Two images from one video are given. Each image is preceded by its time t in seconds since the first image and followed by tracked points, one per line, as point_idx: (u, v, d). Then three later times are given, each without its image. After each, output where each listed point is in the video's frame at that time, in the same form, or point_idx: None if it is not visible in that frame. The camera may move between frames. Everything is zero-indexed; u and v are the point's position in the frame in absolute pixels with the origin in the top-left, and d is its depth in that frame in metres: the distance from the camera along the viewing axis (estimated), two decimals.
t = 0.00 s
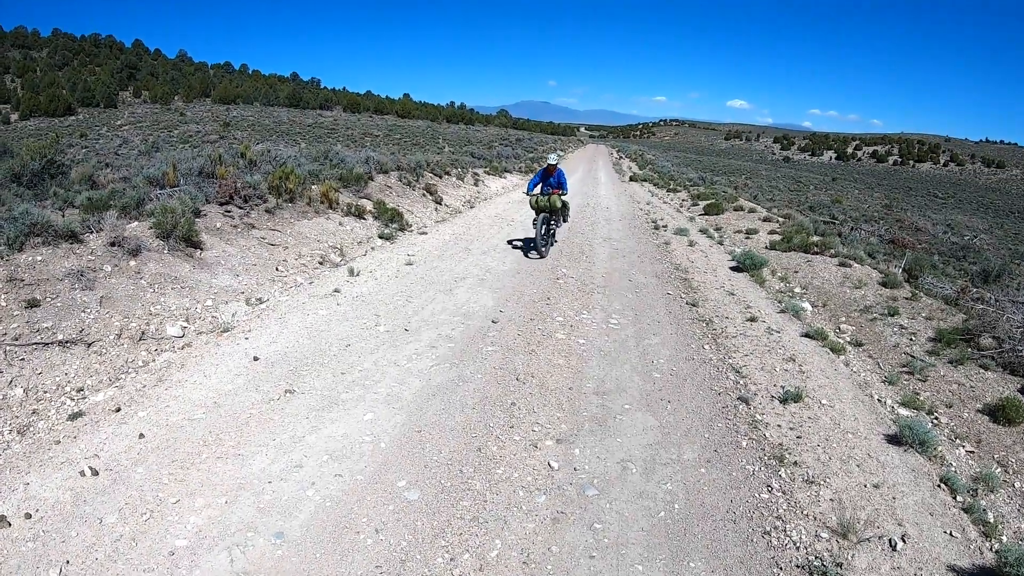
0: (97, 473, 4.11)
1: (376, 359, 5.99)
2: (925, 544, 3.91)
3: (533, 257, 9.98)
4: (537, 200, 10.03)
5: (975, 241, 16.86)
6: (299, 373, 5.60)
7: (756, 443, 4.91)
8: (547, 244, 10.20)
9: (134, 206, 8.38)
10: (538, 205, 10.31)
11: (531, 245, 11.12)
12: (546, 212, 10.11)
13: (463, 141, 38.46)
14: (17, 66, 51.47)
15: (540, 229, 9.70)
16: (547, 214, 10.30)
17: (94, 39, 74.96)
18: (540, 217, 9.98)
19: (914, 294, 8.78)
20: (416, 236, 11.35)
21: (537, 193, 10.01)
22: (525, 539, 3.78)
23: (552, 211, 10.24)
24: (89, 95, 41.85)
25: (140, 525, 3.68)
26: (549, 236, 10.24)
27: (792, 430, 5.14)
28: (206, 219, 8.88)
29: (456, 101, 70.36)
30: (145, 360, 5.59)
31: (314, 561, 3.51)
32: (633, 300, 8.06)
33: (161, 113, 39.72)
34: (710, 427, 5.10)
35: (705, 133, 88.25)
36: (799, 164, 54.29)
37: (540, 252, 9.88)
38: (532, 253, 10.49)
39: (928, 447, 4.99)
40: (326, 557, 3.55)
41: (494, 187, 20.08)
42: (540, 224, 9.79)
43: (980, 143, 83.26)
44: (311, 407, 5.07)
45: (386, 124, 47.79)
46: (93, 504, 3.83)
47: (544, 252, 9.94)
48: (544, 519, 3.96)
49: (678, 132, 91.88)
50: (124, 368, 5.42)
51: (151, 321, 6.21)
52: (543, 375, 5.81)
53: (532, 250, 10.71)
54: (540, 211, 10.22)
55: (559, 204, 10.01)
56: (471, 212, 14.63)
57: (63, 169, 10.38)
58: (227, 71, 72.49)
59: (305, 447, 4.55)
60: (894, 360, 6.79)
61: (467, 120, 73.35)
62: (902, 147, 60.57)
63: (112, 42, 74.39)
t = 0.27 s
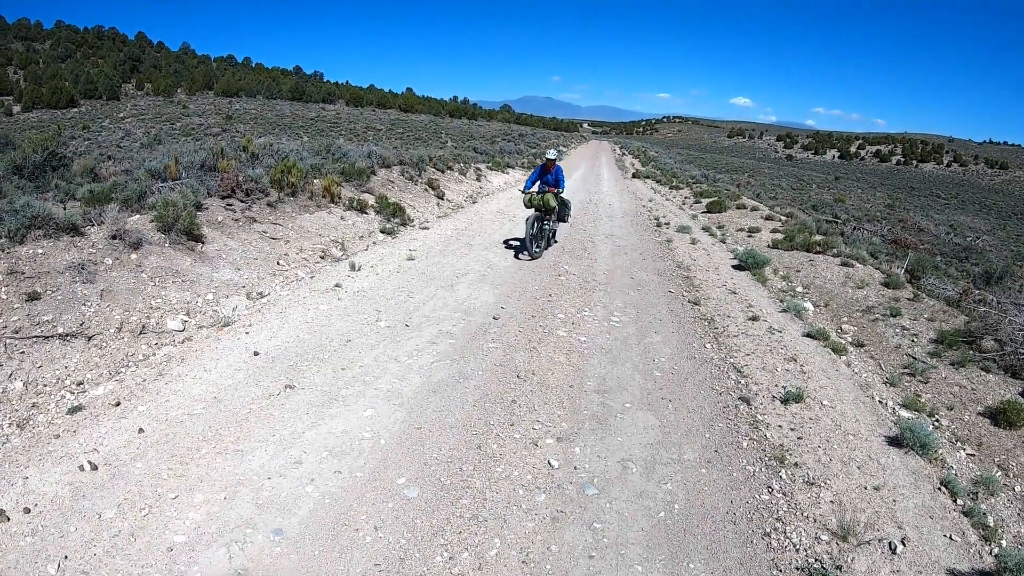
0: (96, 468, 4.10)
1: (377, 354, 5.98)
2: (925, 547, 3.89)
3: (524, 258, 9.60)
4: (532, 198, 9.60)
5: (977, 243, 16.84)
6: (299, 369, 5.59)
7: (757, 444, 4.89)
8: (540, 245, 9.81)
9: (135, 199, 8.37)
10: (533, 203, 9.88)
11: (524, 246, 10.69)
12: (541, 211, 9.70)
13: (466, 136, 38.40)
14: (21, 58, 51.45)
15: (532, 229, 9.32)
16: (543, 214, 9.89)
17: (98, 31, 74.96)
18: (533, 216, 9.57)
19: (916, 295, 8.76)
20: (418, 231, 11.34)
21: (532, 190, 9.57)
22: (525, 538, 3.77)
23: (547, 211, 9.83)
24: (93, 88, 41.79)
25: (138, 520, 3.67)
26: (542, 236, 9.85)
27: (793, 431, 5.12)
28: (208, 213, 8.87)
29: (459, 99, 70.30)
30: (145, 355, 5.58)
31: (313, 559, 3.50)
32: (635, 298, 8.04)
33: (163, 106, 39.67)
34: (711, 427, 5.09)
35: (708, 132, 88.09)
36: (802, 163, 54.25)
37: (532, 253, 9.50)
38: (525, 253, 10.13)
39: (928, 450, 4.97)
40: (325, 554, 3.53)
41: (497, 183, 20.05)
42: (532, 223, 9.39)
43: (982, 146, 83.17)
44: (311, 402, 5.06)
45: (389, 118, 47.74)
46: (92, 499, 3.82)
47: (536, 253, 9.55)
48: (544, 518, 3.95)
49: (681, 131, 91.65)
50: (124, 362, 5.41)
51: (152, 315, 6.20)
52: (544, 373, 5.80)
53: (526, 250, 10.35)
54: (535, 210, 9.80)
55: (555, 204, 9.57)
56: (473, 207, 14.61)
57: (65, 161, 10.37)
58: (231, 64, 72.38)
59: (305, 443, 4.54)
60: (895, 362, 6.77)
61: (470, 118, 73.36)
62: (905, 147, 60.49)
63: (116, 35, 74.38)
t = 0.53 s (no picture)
0: (99, 462, 4.10)
1: (380, 350, 5.98)
2: (926, 546, 3.89)
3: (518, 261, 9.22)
4: (528, 197, 9.18)
5: (981, 242, 16.81)
6: (302, 364, 5.59)
7: (759, 441, 4.89)
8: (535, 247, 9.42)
9: (138, 194, 8.38)
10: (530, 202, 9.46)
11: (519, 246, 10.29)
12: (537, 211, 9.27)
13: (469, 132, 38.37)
14: (24, 52, 51.47)
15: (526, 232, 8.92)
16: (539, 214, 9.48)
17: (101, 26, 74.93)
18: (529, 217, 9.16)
19: (919, 294, 8.75)
20: (421, 226, 11.34)
21: (528, 189, 9.14)
22: (527, 534, 3.77)
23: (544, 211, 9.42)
24: (95, 82, 41.77)
25: (141, 515, 3.68)
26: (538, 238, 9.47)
27: (796, 429, 5.11)
28: (211, 208, 8.88)
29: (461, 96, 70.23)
30: (148, 349, 5.58)
31: (316, 554, 3.50)
32: (637, 295, 8.04)
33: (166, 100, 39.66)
34: (713, 424, 5.08)
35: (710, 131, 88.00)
36: (805, 161, 54.15)
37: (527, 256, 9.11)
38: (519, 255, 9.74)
39: (930, 449, 4.96)
40: (328, 549, 3.54)
41: (500, 179, 20.03)
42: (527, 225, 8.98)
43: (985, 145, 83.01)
44: (314, 397, 5.06)
45: (391, 113, 47.70)
46: (95, 493, 3.82)
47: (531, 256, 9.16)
48: (546, 515, 3.94)
49: (683, 130, 91.56)
50: (127, 356, 5.41)
51: (155, 309, 6.21)
52: (547, 369, 5.80)
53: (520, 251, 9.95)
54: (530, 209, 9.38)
55: (552, 204, 9.16)
56: (476, 203, 14.61)
57: (68, 156, 10.37)
58: (233, 59, 72.28)
59: (308, 438, 4.54)
60: (897, 361, 6.77)
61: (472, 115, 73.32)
62: (908, 146, 60.36)
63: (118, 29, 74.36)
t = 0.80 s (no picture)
0: (102, 454, 4.11)
1: (382, 345, 5.98)
2: (926, 547, 3.88)
3: (514, 262, 8.86)
4: (525, 197, 8.80)
5: (985, 244, 16.76)
6: (305, 358, 5.59)
7: (761, 441, 4.88)
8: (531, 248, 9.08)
9: (143, 187, 8.39)
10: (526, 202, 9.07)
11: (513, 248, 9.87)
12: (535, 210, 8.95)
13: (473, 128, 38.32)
14: (29, 44, 51.51)
15: (522, 233, 8.52)
16: (536, 213, 9.16)
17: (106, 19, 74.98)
18: (525, 217, 8.77)
19: (922, 295, 8.73)
20: (424, 222, 11.34)
21: (525, 188, 8.77)
22: (528, 530, 3.76)
23: (541, 210, 9.10)
24: (100, 74, 41.78)
25: (143, 507, 3.69)
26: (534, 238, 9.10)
27: (798, 429, 5.10)
28: (215, 201, 8.89)
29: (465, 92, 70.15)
30: (151, 342, 5.59)
31: (317, 547, 3.51)
32: (641, 292, 8.02)
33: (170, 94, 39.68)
34: (715, 423, 5.07)
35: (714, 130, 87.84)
36: (809, 160, 54.03)
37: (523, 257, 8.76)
38: (513, 257, 9.32)
39: (931, 451, 4.95)
40: (329, 544, 3.54)
41: (504, 175, 20.01)
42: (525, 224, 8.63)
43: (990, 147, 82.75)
44: (316, 392, 5.06)
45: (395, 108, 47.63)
46: (97, 486, 3.83)
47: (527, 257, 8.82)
48: (547, 511, 3.94)
49: (687, 129, 91.45)
50: (131, 350, 5.42)
51: (158, 302, 6.22)
52: (549, 366, 5.79)
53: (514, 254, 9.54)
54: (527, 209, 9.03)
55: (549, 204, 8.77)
56: (480, 199, 14.59)
57: (72, 149, 10.38)
58: (237, 53, 72.21)
59: (310, 432, 4.54)
60: (900, 362, 6.75)
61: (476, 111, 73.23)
62: (913, 147, 60.19)
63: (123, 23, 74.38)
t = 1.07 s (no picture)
0: (102, 446, 4.11)
1: (385, 339, 5.97)
2: (928, 548, 3.86)
3: (509, 264, 8.49)
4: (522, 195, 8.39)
5: (989, 245, 16.70)
6: (307, 351, 5.58)
7: (763, 438, 4.86)
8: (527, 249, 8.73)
9: (146, 180, 8.39)
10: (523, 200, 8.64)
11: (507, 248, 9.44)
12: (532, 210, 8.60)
13: (477, 124, 38.26)
14: (34, 37, 51.57)
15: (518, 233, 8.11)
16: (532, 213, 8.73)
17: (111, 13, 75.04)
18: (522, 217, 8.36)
19: (926, 295, 8.70)
20: (428, 217, 11.32)
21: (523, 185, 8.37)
22: (529, 526, 3.76)
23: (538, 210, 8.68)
24: (105, 68, 41.79)
25: (144, 499, 3.69)
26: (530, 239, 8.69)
27: (800, 427, 5.09)
28: (219, 195, 8.89)
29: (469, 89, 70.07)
30: (154, 335, 5.58)
31: (317, 541, 3.50)
32: (644, 289, 8.01)
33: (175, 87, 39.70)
34: (717, 420, 5.06)
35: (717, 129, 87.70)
36: (813, 160, 53.92)
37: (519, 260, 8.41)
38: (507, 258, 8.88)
39: (934, 451, 4.93)
40: (328, 538, 3.53)
41: (509, 171, 19.97)
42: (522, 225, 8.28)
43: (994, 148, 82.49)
44: (318, 385, 5.06)
45: (400, 103, 47.59)
46: (97, 477, 3.83)
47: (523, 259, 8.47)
48: (548, 507, 3.93)
49: (691, 127, 91.31)
50: (133, 342, 5.41)
51: (161, 295, 6.21)
52: (552, 361, 5.78)
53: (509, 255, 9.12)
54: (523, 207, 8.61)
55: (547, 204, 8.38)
56: (484, 194, 14.58)
57: (76, 141, 10.39)
58: (242, 47, 72.18)
59: (311, 426, 4.53)
60: (903, 361, 6.72)
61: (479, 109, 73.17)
62: (917, 147, 60.01)
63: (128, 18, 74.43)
